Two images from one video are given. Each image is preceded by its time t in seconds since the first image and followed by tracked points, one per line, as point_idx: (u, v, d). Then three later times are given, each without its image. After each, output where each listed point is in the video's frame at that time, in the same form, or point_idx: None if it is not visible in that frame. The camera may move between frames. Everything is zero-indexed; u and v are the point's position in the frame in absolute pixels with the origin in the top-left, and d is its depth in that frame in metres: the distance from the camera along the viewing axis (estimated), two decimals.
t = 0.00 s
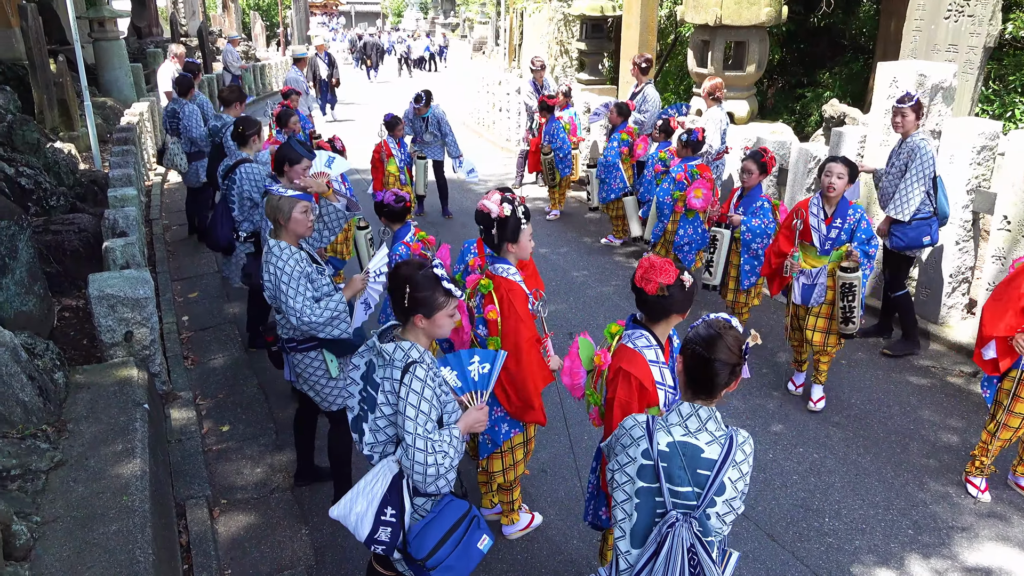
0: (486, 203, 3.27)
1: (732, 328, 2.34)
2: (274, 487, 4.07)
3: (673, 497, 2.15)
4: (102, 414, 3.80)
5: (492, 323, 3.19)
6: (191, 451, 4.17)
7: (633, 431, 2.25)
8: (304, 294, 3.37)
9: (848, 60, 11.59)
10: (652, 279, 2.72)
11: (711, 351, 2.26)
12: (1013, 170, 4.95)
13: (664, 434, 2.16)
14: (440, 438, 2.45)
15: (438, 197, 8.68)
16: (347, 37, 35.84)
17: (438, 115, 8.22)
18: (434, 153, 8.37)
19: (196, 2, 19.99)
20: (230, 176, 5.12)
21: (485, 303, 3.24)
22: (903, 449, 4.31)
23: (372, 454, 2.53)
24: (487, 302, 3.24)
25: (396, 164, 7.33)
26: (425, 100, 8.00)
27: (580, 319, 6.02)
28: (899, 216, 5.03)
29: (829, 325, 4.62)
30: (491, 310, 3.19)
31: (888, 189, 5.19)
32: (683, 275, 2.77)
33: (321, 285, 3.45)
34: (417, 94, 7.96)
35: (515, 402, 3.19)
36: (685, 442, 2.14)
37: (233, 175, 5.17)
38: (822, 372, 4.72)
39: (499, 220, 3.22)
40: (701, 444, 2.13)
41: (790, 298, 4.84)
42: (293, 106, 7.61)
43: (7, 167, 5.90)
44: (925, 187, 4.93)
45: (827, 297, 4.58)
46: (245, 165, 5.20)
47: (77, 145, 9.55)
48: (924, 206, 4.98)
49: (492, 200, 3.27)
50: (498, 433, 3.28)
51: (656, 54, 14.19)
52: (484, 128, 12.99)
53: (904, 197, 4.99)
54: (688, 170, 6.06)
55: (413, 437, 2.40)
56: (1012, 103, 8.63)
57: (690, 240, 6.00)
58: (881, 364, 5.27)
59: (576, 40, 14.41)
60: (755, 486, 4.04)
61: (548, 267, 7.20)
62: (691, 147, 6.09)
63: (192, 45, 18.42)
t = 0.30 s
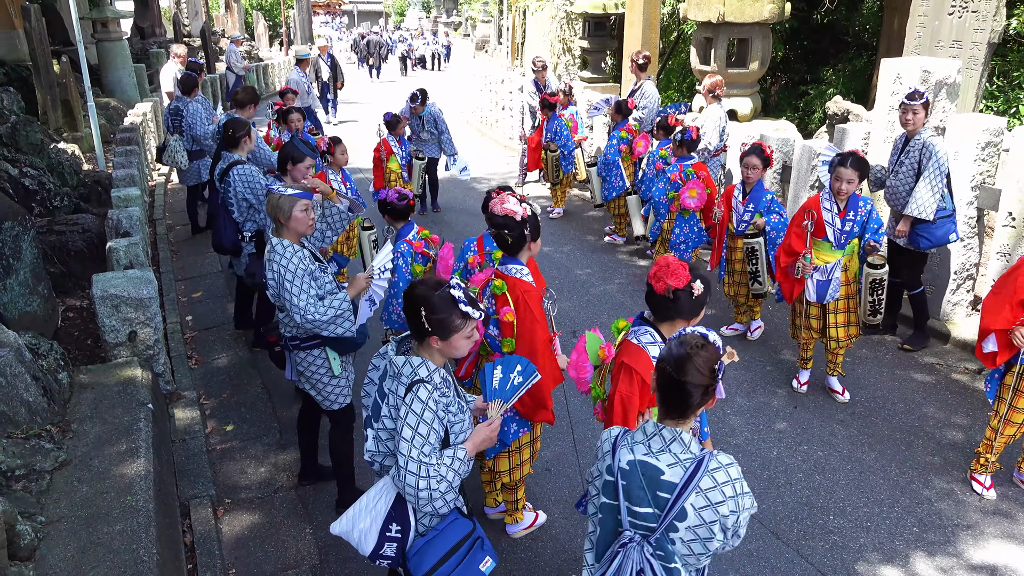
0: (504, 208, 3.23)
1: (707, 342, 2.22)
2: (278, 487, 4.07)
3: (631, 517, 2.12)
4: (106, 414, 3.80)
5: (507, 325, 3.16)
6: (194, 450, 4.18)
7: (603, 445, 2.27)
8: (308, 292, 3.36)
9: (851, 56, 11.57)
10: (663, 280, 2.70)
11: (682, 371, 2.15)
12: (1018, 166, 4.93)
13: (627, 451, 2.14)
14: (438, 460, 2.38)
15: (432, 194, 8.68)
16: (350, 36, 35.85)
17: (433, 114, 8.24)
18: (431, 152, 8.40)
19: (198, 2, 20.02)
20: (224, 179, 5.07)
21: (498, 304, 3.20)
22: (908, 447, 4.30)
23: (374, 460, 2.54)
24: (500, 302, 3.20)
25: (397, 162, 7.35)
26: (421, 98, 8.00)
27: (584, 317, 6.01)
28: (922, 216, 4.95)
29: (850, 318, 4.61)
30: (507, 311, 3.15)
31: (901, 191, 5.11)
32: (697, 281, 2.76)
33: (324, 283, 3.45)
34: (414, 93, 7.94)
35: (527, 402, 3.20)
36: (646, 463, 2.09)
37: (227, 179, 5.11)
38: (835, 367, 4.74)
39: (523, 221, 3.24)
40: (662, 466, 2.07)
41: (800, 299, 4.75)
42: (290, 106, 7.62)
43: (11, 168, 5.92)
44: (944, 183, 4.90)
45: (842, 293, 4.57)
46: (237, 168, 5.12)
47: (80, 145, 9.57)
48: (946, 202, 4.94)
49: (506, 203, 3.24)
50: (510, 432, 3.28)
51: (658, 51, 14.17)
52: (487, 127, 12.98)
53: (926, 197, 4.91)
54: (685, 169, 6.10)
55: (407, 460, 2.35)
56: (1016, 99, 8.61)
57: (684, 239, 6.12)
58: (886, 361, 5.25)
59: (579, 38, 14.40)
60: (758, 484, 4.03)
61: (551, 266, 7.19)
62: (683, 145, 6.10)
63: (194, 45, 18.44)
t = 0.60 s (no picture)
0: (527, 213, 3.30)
1: (676, 360, 2.14)
2: (280, 488, 4.07)
3: (597, 533, 2.07)
4: (108, 415, 3.81)
5: (522, 330, 3.08)
6: (197, 452, 4.18)
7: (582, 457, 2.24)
8: (311, 293, 3.37)
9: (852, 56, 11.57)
10: (671, 278, 2.73)
11: (646, 388, 2.08)
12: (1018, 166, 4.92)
13: (600, 464, 2.10)
14: (444, 481, 2.36)
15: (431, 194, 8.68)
16: (350, 37, 35.87)
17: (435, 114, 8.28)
18: (432, 151, 8.41)
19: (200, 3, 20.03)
20: (218, 179, 5.09)
21: (512, 309, 3.13)
22: (910, 447, 4.29)
23: (377, 470, 2.56)
24: (513, 306, 3.13)
25: (399, 161, 7.36)
26: (422, 100, 8.01)
27: (585, 318, 6.01)
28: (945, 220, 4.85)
29: (855, 320, 4.61)
30: (523, 317, 3.06)
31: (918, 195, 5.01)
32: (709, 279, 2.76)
33: (327, 284, 3.45)
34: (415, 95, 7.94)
35: (537, 403, 3.20)
36: (615, 477, 2.04)
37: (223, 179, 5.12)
38: (837, 368, 4.74)
39: (543, 225, 3.32)
40: (630, 482, 2.01)
41: (810, 299, 4.72)
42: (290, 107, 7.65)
43: (13, 170, 5.93)
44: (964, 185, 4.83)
45: (851, 295, 4.56)
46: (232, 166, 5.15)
47: (82, 146, 9.58)
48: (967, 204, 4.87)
49: (524, 207, 3.32)
50: (518, 433, 3.29)
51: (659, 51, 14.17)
52: (488, 127, 12.98)
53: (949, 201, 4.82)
54: (686, 169, 6.12)
55: (412, 478, 2.34)
56: (1017, 99, 8.61)
57: (683, 237, 6.17)
58: (888, 361, 5.24)
59: (580, 38, 14.39)
60: (760, 484, 4.03)
61: (553, 266, 7.19)
62: (683, 146, 6.13)
63: (196, 45, 18.46)
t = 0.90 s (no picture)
0: (540, 217, 3.26)
1: (693, 396, 2.02)
2: (282, 488, 4.07)
3: (611, 556, 2.02)
4: (110, 416, 3.81)
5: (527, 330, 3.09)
6: (198, 452, 4.19)
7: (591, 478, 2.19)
8: (314, 293, 3.38)
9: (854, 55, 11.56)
10: (674, 280, 2.71)
11: (660, 424, 1.98)
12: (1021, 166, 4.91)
13: (617, 486, 2.06)
14: (456, 470, 2.37)
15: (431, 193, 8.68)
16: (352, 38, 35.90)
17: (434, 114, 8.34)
18: (431, 150, 8.42)
19: (201, 4, 20.07)
20: (213, 176, 5.07)
21: (519, 309, 3.14)
22: (912, 446, 4.29)
23: (380, 473, 2.53)
24: (520, 306, 3.15)
25: (396, 161, 7.35)
26: (425, 98, 8.05)
27: (586, 318, 6.00)
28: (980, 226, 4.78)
29: (859, 320, 4.61)
30: (530, 318, 3.08)
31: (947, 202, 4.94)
32: (709, 281, 2.72)
33: (329, 285, 3.47)
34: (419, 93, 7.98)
35: (542, 403, 3.18)
36: (635, 498, 2.00)
37: (218, 177, 5.10)
38: (838, 368, 4.73)
39: (555, 226, 3.29)
40: (652, 504, 1.98)
41: (810, 300, 4.68)
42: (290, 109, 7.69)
43: (15, 171, 5.94)
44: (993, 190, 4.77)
45: (853, 295, 4.56)
46: (226, 164, 5.11)
47: (84, 147, 9.61)
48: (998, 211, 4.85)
49: (536, 210, 3.29)
50: (522, 433, 3.28)
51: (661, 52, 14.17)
52: (490, 127, 12.99)
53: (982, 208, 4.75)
54: (692, 166, 6.17)
55: (426, 470, 2.34)
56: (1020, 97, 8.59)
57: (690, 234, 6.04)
58: (890, 361, 5.23)
59: (581, 38, 14.40)
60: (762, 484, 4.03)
61: (554, 266, 7.18)
62: (690, 143, 6.14)
63: (197, 47, 18.49)
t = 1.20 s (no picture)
0: (530, 215, 3.25)
1: (712, 372, 2.09)
2: (275, 489, 4.06)
3: (640, 526, 2.12)
4: (102, 417, 3.80)
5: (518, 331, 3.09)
6: (191, 453, 4.17)
7: (608, 452, 2.26)
8: (308, 293, 3.37)
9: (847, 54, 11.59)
10: (648, 282, 2.72)
11: (678, 399, 2.06)
12: (1014, 164, 4.94)
13: (639, 460, 2.14)
14: (456, 445, 2.40)
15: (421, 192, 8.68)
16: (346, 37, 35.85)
17: (422, 114, 8.35)
18: (417, 148, 8.43)
19: (195, 3, 20.02)
20: (207, 175, 5.05)
21: (510, 309, 3.13)
22: (905, 445, 4.30)
23: (378, 481, 2.42)
24: (512, 306, 3.14)
25: (385, 161, 7.34)
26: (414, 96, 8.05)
27: (581, 317, 6.00)
28: (991, 229, 4.78)
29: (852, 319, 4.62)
30: (521, 318, 3.06)
31: (954, 204, 4.91)
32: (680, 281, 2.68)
33: (325, 284, 3.46)
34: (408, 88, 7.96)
35: (536, 403, 3.17)
36: (660, 470, 2.11)
37: (211, 176, 5.09)
38: (831, 368, 4.74)
39: (545, 225, 3.28)
40: (677, 473, 2.09)
41: (803, 302, 4.68)
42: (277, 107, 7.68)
43: (7, 171, 5.91)
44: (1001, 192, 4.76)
45: (846, 294, 4.57)
46: (220, 163, 5.09)
47: (76, 147, 9.57)
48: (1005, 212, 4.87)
49: (528, 208, 3.27)
50: (516, 433, 3.29)
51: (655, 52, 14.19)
52: (484, 127, 12.98)
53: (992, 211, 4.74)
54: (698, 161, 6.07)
55: (429, 450, 2.35)
56: (1012, 97, 8.63)
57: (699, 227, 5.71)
58: (882, 360, 5.25)
59: (575, 39, 14.41)
60: (756, 483, 4.03)
61: (549, 266, 7.18)
62: (690, 141, 6.09)
63: (191, 46, 18.44)
